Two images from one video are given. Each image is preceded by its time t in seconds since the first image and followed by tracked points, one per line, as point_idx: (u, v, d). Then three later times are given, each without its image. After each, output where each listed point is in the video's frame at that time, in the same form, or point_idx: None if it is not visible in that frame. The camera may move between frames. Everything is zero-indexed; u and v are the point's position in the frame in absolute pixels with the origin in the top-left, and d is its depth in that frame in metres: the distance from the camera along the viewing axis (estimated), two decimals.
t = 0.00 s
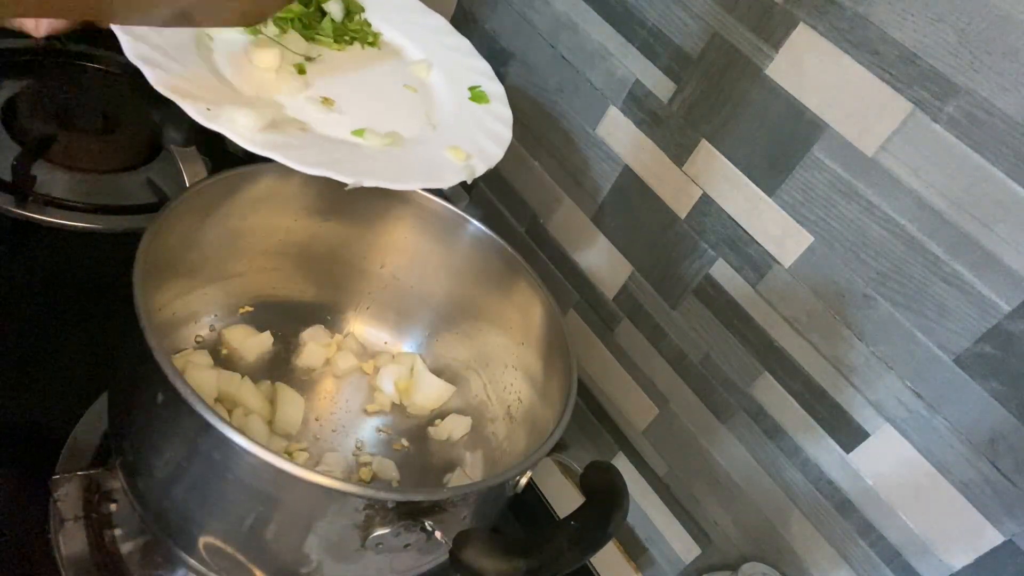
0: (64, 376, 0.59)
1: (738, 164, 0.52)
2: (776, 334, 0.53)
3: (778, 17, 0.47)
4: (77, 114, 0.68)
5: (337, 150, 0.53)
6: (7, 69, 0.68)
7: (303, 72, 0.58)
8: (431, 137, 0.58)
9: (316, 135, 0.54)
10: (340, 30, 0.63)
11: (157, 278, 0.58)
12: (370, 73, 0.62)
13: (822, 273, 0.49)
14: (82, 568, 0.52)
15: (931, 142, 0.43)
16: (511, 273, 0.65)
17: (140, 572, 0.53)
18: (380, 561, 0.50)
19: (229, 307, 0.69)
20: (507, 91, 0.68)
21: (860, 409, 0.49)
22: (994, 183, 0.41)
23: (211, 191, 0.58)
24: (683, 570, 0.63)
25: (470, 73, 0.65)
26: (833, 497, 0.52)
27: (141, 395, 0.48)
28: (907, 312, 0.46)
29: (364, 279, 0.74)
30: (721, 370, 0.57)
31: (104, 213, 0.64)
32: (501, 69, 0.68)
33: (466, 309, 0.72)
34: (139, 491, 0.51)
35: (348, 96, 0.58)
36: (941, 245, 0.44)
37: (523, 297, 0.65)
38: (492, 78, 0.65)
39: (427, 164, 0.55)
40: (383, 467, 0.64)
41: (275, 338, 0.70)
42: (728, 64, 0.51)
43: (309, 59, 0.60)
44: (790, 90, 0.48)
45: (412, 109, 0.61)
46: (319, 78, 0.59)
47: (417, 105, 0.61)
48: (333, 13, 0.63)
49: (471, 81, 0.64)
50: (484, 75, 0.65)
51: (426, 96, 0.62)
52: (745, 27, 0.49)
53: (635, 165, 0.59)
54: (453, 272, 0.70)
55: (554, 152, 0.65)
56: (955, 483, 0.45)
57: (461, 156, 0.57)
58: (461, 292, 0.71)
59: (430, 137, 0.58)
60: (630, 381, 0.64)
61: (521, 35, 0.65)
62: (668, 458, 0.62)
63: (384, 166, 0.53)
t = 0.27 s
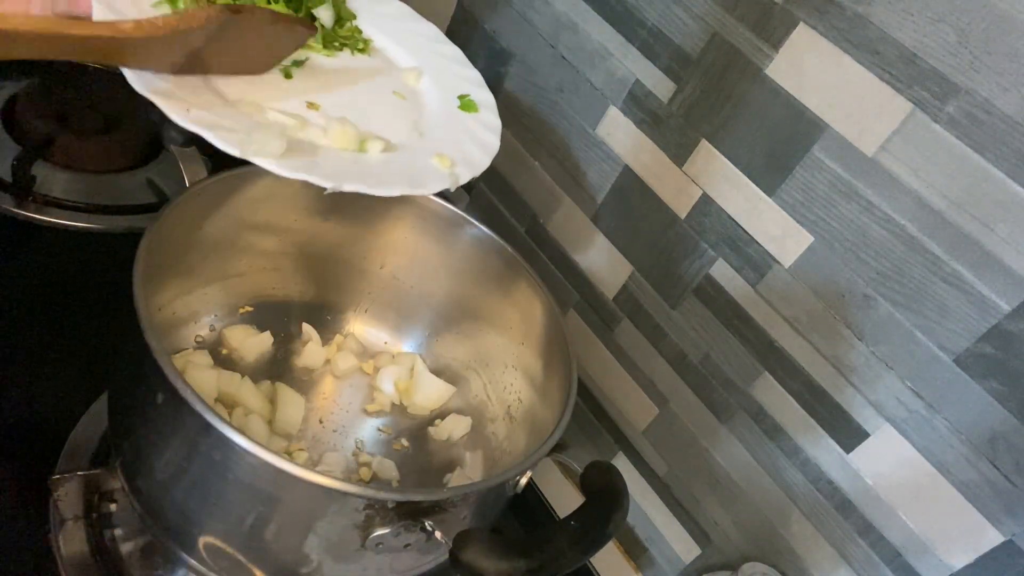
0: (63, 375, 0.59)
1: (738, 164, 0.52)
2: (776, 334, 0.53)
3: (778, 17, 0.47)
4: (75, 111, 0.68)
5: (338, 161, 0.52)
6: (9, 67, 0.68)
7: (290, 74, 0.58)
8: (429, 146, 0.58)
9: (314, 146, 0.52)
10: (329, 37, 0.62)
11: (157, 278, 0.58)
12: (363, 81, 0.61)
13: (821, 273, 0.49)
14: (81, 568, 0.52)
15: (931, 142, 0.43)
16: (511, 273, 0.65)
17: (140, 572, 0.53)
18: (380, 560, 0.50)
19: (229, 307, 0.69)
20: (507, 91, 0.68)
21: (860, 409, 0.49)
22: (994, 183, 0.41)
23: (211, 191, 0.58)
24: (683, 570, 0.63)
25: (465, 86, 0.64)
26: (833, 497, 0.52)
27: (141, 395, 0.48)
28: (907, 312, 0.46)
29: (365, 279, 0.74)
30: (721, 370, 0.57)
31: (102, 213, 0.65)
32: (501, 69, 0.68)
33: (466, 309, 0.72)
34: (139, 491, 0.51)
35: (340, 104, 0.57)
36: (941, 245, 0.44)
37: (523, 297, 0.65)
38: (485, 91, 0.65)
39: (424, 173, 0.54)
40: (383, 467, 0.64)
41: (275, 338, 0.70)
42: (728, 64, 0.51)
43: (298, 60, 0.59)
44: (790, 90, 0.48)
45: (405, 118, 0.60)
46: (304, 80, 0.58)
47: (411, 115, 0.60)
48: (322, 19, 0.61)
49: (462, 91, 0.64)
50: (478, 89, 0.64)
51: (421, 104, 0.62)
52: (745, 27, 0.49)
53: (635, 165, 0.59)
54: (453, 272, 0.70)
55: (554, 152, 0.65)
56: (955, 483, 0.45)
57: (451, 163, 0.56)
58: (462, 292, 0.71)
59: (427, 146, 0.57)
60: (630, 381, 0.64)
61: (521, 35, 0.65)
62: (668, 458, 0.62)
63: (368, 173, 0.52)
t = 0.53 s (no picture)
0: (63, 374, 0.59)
1: (738, 165, 0.52)
2: (776, 334, 0.53)
3: (778, 17, 0.47)
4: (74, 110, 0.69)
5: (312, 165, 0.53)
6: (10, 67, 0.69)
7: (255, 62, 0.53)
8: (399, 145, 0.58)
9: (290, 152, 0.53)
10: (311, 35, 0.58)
11: (157, 279, 0.58)
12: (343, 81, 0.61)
13: (821, 273, 0.49)
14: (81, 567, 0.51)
15: (931, 142, 0.43)
16: (511, 273, 0.65)
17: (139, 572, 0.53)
18: (380, 561, 0.50)
19: (229, 307, 0.69)
20: (507, 91, 0.68)
21: (860, 409, 0.49)
22: (994, 183, 0.41)
23: (211, 191, 0.58)
24: (683, 570, 0.63)
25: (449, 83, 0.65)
26: (833, 497, 0.52)
27: (141, 395, 0.48)
28: (907, 312, 0.46)
29: (364, 279, 0.74)
30: (721, 370, 0.57)
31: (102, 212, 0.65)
32: (501, 69, 0.68)
33: (466, 309, 0.72)
34: (139, 491, 0.51)
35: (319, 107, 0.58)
36: (941, 245, 0.44)
37: (523, 298, 0.65)
38: (469, 90, 0.65)
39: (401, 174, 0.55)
40: (383, 467, 0.64)
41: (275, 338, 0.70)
42: (728, 64, 0.51)
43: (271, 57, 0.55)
44: (790, 90, 0.48)
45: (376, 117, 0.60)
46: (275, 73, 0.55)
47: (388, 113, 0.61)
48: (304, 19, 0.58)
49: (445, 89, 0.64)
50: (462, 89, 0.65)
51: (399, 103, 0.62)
52: (745, 27, 0.49)
53: (635, 165, 0.59)
54: (453, 272, 0.70)
55: (554, 152, 0.65)
56: (956, 483, 0.45)
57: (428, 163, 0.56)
58: (461, 292, 0.71)
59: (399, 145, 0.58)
60: (630, 382, 0.64)
61: (521, 35, 0.65)
62: (668, 458, 0.62)
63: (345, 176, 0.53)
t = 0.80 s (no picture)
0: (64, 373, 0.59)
1: (738, 165, 0.52)
2: (776, 334, 0.53)
3: (778, 17, 0.47)
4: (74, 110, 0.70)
5: (232, 144, 0.51)
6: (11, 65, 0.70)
7: (226, 68, 0.57)
8: (329, 137, 0.55)
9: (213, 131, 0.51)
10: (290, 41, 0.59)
11: (157, 279, 0.58)
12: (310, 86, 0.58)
13: (821, 273, 0.49)
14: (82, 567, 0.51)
15: (931, 141, 0.43)
16: (511, 274, 0.65)
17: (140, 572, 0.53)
18: (380, 561, 0.50)
19: (229, 306, 0.69)
20: (507, 91, 0.68)
21: (861, 409, 0.49)
22: (994, 183, 0.41)
23: (210, 192, 0.58)
24: (683, 569, 0.63)
25: (423, 96, 0.60)
26: (833, 497, 0.52)
27: (141, 395, 0.48)
28: (907, 313, 0.46)
29: (365, 279, 0.74)
30: (721, 370, 0.56)
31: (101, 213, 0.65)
32: (501, 69, 0.68)
33: (466, 310, 0.72)
34: (138, 491, 0.51)
35: (266, 95, 0.56)
36: (941, 245, 0.44)
37: (523, 297, 0.65)
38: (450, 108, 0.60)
39: (315, 163, 0.51)
40: (383, 467, 0.64)
41: (275, 337, 0.70)
42: (728, 64, 0.51)
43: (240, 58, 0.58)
44: (790, 90, 0.48)
45: (334, 117, 0.57)
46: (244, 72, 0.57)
47: (346, 115, 0.57)
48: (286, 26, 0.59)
49: (419, 103, 0.59)
50: (437, 101, 0.60)
51: (361, 110, 0.58)
52: (745, 27, 0.49)
53: (635, 165, 0.59)
54: (453, 271, 0.70)
55: (554, 152, 0.65)
56: (955, 483, 0.45)
57: (359, 164, 0.52)
58: (462, 292, 0.71)
59: (333, 140, 0.54)
60: (630, 382, 0.64)
61: (521, 35, 0.65)
62: (668, 458, 0.62)
63: (262, 156, 0.50)
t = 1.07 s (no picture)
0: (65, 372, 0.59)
1: (738, 165, 0.52)
2: (776, 334, 0.53)
3: (778, 17, 0.47)
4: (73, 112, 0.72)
5: (136, 130, 0.47)
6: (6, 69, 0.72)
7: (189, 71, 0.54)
8: (248, 140, 0.51)
9: (130, 119, 0.48)
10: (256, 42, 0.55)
11: (157, 278, 0.58)
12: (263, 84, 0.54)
13: (821, 273, 0.49)
14: (82, 567, 0.51)
15: (931, 142, 0.43)
16: (511, 273, 0.65)
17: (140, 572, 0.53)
18: (380, 560, 0.50)
19: (229, 306, 0.69)
20: (507, 91, 0.68)
21: (861, 409, 0.49)
22: (994, 183, 0.41)
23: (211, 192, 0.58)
24: (683, 570, 0.63)
25: (381, 117, 0.58)
26: (833, 497, 0.52)
27: (141, 395, 0.48)
28: (907, 313, 0.46)
29: (364, 279, 0.74)
30: (721, 370, 0.56)
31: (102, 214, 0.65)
32: (501, 69, 0.68)
33: (466, 310, 0.72)
34: (138, 491, 0.51)
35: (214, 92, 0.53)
36: (941, 245, 0.44)
37: (523, 297, 0.65)
38: (410, 134, 0.57)
39: (214, 166, 0.48)
40: (383, 467, 0.64)
41: (275, 337, 0.70)
42: (728, 64, 0.51)
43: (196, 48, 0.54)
44: (790, 90, 0.48)
45: (277, 124, 0.53)
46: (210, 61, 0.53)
47: (291, 122, 0.54)
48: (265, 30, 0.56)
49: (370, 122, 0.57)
50: (399, 125, 0.58)
51: (309, 120, 0.55)
52: (745, 27, 0.49)
53: (635, 165, 0.59)
54: (453, 271, 0.70)
55: (554, 152, 0.65)
56: (955, 483, 0.45)
57: (258, 171, 0.49)
58: (462, 292, 0.71)
59: (251, 143, 0.51)
60: (630, 382, 0.64)
61: (521, 35, 0.65)
62: (668, 458, 0.62)
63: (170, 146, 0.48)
